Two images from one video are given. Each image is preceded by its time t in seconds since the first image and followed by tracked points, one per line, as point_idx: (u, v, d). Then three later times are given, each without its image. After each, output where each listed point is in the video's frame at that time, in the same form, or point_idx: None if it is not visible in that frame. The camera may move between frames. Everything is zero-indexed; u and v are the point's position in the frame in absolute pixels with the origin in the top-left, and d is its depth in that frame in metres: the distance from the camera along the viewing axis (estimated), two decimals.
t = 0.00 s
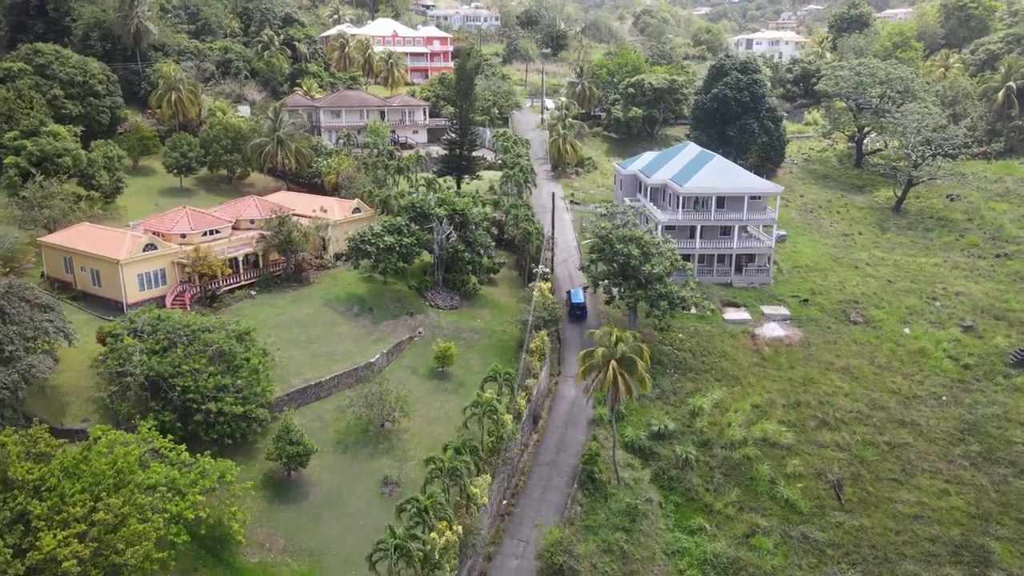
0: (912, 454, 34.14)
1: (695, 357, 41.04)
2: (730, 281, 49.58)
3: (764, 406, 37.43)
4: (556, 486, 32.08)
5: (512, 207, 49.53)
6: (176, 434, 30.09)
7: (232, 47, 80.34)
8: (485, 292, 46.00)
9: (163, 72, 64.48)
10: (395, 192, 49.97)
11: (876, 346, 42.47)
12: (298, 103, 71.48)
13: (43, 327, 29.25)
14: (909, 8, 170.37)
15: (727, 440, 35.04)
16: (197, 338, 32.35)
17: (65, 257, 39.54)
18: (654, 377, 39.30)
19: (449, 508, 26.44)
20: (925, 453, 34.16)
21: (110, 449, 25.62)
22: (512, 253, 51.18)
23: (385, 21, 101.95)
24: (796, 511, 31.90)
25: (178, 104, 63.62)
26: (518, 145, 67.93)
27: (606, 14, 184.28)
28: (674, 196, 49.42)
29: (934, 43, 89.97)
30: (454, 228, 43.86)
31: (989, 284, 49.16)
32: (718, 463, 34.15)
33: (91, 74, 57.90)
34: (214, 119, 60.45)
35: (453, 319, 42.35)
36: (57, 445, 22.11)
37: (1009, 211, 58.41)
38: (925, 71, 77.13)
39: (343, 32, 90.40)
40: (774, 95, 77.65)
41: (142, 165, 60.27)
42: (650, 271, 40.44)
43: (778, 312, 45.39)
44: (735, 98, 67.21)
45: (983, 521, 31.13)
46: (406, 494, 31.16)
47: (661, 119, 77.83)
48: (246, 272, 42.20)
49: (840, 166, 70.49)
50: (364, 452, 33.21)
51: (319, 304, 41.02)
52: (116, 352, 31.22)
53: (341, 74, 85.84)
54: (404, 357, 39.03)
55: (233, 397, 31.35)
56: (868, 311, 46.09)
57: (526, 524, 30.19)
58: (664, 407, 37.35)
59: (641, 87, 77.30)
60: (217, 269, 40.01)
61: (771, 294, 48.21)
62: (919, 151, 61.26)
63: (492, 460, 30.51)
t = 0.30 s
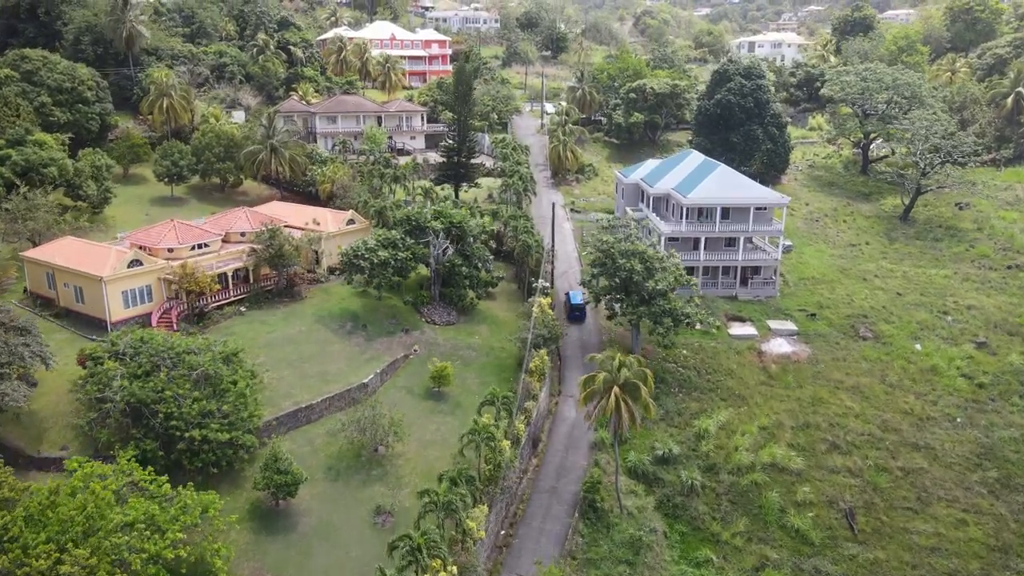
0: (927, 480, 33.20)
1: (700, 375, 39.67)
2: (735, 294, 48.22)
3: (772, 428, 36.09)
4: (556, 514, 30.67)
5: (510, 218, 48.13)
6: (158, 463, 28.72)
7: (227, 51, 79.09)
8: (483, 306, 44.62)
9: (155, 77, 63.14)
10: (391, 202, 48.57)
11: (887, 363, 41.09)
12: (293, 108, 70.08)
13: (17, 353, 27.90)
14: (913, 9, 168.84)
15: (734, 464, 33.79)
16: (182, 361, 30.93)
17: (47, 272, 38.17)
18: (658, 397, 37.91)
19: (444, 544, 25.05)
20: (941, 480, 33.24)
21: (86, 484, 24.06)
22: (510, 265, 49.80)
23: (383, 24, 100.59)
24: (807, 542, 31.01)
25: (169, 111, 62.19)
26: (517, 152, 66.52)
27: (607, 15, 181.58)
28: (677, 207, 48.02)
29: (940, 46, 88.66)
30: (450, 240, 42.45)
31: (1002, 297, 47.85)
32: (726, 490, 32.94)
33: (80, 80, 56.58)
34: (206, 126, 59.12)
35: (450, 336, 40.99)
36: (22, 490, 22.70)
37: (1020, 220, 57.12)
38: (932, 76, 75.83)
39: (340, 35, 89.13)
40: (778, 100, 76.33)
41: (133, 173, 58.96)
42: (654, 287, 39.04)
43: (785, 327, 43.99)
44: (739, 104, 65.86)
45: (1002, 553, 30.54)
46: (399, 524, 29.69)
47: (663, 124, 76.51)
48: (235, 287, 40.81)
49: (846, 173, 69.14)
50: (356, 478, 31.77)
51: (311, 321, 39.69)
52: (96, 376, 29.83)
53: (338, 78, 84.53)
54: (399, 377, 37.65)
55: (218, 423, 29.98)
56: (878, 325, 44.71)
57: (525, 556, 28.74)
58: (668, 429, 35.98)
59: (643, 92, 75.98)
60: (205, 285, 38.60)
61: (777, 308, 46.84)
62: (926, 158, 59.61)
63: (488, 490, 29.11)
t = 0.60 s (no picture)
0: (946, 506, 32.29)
1: (706, 393, 38.24)
2: (740, 307, 46.78)
3: (781, 451, 34.72)
4: (556, 545, 29.22)
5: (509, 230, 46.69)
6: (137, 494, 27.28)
7: (221, 55, 77.77)
8: (481, 320, 43.20)
9: (145, 82, 61.72)
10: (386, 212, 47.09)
11: (899, 381, 39.63)
12: (287, 113, 68.65)
13: None
14: (916, 9, 167.33)
15: (742, 491, 32.52)
16: (164, 385, 29.50)
17: (28, 287, 36.75)
18: (663, 417, 36.44)
19: None
20: (959, 508, 32.21)
21: (57, 522, 22.64)
22: (509, 277, 48.37)
23: (381, 26, 99.23)
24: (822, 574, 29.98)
25: (160, 117, 60.74)
26: (517, 158, 65.13)
27: (607, 17, 180.44)
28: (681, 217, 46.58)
29: (946, 49, 87.29)
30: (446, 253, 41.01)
31: (1015, 310, 46.48)
32: (734, 519, 31.73)
33: (68, 86, 55.09)
34: (198, 132, 57.73)
35: (446, 353, 39.57)
36: None
37: None
38: (939, 80, 74.49)
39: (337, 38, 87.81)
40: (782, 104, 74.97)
41: (122, 180, 57.57)
42: (657, 303, 37.55)
43: (793, 342, 42.49)
44: (742, 109, 64.47)
45: None
46: (391, 557, 28.13)
47: (665, 129, 75.17)
48: (223, 303, 39.35)
49: (852, 180, 67.70)
50: (347, 506, 30.27)
51: (302, 338, 38.27)
52: (72, 401, 28.40)
53: (334, 82, 83.23)
54: (393, 397, 36.20)
55: (202, 451, 28.57)
56: (889, 340, 43.35)
57: None
58: (674, 452, 34.56)
59: (645, 96, 74.64)
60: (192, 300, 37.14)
61: (784, 321, 45.40)
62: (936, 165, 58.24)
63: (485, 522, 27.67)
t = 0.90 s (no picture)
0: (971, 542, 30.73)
1: (714, 417, 36.53)
2: (748, 323, 44.97)
3: (793, 482, 33.12)
4: None
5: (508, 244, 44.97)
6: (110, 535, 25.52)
7: (214, 58, 76.05)
8: (478, 339, 41.45)
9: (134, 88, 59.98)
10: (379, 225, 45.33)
11: (915, 404, 37.93)
12: (281, 118, 66.85)
13: None
14: (919, 10, 165.86)
15: (753, 525, 30.93)
16: (140, 416, 27.75)
17: (3, 307, 35.05)
18: (669, 444, 34.70)
19: None
20: (984, 543, 30.65)
21: (17, 572, 20.85)
22: (508, 292, 46.67)
23: (378, 28, 97.45)
24: None
25: (149, 123, 59.01)
26: (516, 165, 63.41)
27: (608, 18, 178.82)
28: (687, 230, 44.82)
29: (954, 53, 85.56)
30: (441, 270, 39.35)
31: None
32: (745, 556, 30.04)
33: (53, 92, 53.38)
34: (187, 139, 56.00)
35: (441, 374, 37.85)
36: None
37: None
38: (948, 85, 72.78)
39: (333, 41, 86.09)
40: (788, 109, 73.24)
41: (109, 189, 55.84)
42: (663, 323, 35.82)
43: (803, 362, 40.69)
44: (748, 115, 62.73)
45: None
46: None
47: (668, 134, 73.40)
48: (209, 323, 37.63)
49: (860, 187, 65.98)
50: (335, 542, 28.39)
51: (290, 360, 36.57)
52: (43, 435, 26.69)
53: (330, 86, 81.54)
54: (385, 423, 34.47)
55: (180, 487, 26.85)
56: (904, 358, 41.66)
57: None
58: (681, 482, 32.85)
59: (647, 102, 72.93)
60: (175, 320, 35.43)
61: (794, 338, 43.66)
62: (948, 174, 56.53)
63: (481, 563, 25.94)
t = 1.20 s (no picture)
0: None
1: (723, 441, 34.73)
2: (756, 338, 43.12)
3: (808, 514, 31.46)
4: None
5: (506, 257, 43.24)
6: None
7: (206, 61, 74.27)
8: (475, 357, 39.70)
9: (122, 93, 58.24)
10: (372, 237, 43.52)
11: (933, 427, 36.16)
12: (274, 123, 65.06)
13: None
14: (923, 11, 163.98)
15: (767, 560, 29.34)
16: (113, 448, 25.95)
17: None
18: (676, 471, 32.92)
19: None
20: None
21: None
22: (506, 305, 44.96)
23: (375, 30, 95.63)
24: None
25: (137, 129, 57.25)
26: (515, 172, 61.65)
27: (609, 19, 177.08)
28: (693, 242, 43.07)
29: (963, 56, 83.77)
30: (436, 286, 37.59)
31: None
32: None
33: (36, 97, 51.62)
34: (176, 146, 54.25)
35: (436, 396, 36.10)
36: None
37: None
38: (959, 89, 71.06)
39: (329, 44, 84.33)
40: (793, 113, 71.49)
41: (95, 197, 54.13)
42: (669, 344, 34.03)
43: (815, 381, 38.88)
44: (753, 121, 60.93)
45: None
46: None
47: (671, 139, 71.48)
48: (193, 342, 35.90)
49: (868, 195, 64.22)
50: None
51: (278, 382, 34.85)
52: (7, 468, 24.83)
53: (326, 90, 79.79)
54: (376, 449, 32.70)
55: (155, 525, 25.03)
56: (920, 377, 39.91)
57: None
58: (689, 513, 31.11)
59: (649, 106, 71.14)
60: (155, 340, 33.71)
61: (804, 354, 41.90)
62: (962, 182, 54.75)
63: None
